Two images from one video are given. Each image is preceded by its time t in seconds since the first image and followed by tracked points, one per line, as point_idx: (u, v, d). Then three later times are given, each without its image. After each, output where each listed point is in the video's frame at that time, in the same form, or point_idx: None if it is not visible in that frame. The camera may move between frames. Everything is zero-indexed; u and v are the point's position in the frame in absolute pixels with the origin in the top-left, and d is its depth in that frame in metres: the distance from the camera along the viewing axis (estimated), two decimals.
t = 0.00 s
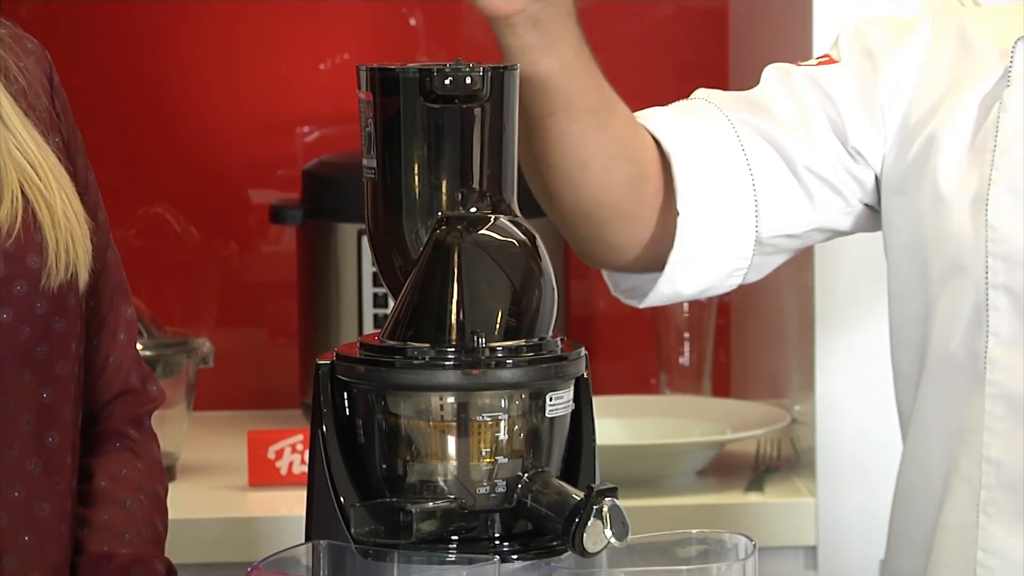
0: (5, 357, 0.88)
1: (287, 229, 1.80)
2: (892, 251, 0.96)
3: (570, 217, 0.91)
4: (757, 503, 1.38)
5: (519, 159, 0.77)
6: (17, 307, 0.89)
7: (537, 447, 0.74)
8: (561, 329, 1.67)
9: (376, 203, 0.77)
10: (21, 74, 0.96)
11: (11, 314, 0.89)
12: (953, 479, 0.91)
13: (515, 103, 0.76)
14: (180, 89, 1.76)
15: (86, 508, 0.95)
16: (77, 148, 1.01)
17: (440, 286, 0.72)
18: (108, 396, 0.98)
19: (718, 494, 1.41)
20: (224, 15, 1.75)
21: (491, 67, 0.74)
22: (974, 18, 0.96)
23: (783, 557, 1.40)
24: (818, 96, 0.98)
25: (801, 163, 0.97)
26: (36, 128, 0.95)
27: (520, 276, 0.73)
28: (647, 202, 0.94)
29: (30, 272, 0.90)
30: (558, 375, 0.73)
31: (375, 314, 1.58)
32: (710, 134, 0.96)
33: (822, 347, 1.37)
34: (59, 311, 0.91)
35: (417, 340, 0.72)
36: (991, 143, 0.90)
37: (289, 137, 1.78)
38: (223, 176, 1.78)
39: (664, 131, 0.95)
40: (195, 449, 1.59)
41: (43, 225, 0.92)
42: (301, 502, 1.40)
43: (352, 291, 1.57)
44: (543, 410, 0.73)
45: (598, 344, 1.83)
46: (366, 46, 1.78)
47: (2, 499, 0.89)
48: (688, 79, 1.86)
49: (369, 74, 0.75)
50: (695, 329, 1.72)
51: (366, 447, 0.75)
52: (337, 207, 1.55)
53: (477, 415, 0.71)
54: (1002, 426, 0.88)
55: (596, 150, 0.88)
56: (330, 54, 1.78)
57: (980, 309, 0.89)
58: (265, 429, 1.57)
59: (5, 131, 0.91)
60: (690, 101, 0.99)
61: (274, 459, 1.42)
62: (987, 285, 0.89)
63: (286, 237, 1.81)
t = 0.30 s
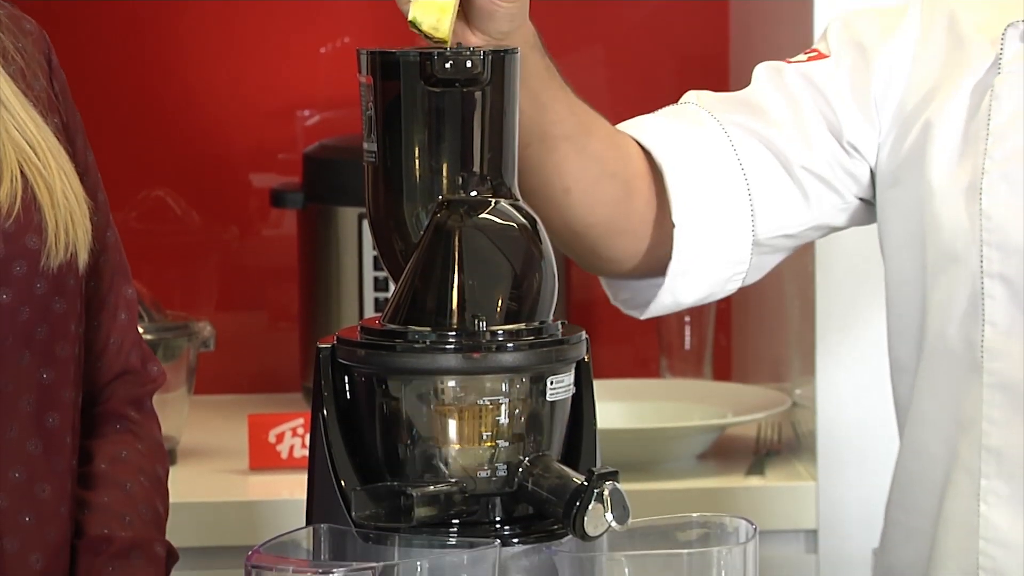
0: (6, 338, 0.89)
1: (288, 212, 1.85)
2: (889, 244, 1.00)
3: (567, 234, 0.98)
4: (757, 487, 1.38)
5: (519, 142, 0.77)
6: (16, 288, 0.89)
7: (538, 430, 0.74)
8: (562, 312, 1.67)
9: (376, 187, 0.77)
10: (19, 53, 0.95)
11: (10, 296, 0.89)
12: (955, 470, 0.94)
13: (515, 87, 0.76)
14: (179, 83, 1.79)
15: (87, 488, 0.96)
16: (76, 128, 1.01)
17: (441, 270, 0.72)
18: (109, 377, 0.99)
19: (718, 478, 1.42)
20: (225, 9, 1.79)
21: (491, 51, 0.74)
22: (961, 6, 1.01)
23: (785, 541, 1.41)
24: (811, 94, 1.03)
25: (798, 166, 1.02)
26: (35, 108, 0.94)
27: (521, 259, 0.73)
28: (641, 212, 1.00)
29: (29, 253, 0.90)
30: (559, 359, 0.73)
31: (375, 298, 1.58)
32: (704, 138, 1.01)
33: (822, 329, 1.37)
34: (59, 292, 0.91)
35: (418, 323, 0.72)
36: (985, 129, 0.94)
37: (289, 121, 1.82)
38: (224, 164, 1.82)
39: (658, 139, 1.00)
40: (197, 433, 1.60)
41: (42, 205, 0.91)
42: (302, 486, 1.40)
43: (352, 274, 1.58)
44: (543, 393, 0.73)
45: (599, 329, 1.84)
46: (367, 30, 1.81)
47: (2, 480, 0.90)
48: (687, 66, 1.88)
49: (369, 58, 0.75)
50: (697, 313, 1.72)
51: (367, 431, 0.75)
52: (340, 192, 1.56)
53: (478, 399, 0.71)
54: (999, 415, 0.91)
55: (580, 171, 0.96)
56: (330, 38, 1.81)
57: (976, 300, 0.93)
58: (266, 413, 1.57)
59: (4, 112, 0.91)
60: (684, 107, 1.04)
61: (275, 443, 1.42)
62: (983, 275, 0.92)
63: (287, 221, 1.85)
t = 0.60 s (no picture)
0: (7, 327, 0.89)
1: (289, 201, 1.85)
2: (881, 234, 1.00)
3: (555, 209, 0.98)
4: (757, 475, 1.38)
5: (519, 131, 0.77)
6: (18, 277, 0.89)
7: (538, 419, 0.74)
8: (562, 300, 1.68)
9: (376, 176, 0.77)
10: (19, 42, 0.95)
11: (12, 285, 0.89)
12: (942, 458, 0.94)
13: (514, 75, 0.76)
14: (181, 76, 1.80)
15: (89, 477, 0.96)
16: (76, 117, 1.01)
17: (440, 259, 0.72)
18: (109, 365, 0.99)
19: (718, 467, 1.42)
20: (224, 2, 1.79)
21: (491, 39, 0.74)
22: None
23: (785, 529, 1.41)
24: (803, 81, 1.03)
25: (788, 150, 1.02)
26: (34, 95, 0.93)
27: (521, 248, 0.73)
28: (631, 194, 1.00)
29: (31, 242, 0.90)
30: (560, 348, 0.73)
31: (375, 286, 1.58)
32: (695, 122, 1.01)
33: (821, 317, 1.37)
34: (61, 281, 0.92)
35: (417, 312, 0.72)
36: (974, 119, 0.94)
37: (290, 109, 1.82)
38: (222, 152, 1.82)
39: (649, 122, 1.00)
40: (198, 422, 1.60)
41: (43, 194, 0.91)
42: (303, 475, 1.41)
43: (352, 263, 1.58)
44: (543, 382, 0.73)
45: (599, 318, 1.85)
46: (368, 19, 1.81)
47: (4, 468, 0.89)
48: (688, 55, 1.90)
49: (369, 47, 0.75)
50: (697, 301, 1.72)
51: (367, 420, 0.75)
52: (339, 180, 1.56)
53: (478, 387, 0.71)
54: (985, 404, 0.91)
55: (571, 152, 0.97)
56: (331, 26, 1.81)
57: (964, 287, 0.93)
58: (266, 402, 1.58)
59: (4, 98, 0.89)
60: (676, 92, 1.04)
61: (275, 432, 1.43)
62: (970, 265, 0.92)
63: (288, 209, 1.85)
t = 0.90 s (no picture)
0: (11, 314, 0.90)
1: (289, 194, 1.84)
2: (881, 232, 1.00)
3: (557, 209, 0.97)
4: (757, 468, 1.38)
5: (519, 124, 0.77)
6: (23, 265, 0.91)
7: (538, 411, 0.74)
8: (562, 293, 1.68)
9: (376, 168, 0.77)
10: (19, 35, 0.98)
11: (17, 274, 0.91)
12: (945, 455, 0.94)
13: (514, 68, 0.76)
14: (182, 68, 1.80)
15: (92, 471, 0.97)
16: (76, 110, 1.03)
17: (440, 252, 0.72)
18: (111, 358, 1.00)
19: (718, 460, 1.42)
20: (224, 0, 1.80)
21: (491, 32, 0.74)
22: None
23: (786, 522, 1.41)
24: (802, 79, 1.03)
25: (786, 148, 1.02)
26: (34, 85, 0.96)
27: (521, 242, 0.73)
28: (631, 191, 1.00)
29: (35, 229, 0.92)
30: (560, 341, 0.73)
31: (375, 279, 1.59)
32: (693, 121, 1.01)
33: (821, 309, 1.37)
34: (64, 270, 0.93)
35: (417, 305, 0.72)
36: (976, 113, 0.94)
37: (289, 102, 1.82)
38: (222, 146, 1.82)
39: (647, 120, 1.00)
40: (198, 415, 1.60)
41: (44, 179, 0.93)
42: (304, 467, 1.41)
43: (352, 256, 1.58)
44: (543, 375, 0.73)
45: (599, 311, 1.85)
46: (367, 11, 1.81)
47: (7, 456, 0.90)
48: (688, 48, 1.89)
49: (369, 39, 0.75)
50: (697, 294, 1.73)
51: (366, 414, 0.75)
52: (337, 172, 1.56)
53: (477, 380, 0.71)
54: (992, 399, 0.91)
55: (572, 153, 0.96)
56: (330, 19, 1.81)
57: (967, 284, 0.93)
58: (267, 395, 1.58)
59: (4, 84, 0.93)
60: (675, 92, 1.04)
61: (275, 425, 1.42)
62: (973, 260, 0.92)
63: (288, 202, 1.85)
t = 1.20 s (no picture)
0: (18, 298, 0.91)
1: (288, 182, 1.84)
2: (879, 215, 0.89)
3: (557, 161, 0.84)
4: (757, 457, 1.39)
5: (519, 113, 0.76)
6: (31, 249, 0.91)
7: (538, 400, 0.74)
8: (562, 281, 1.68)
9: (376, 157, 0.77)
10: (38, 25, 0.99)
11: (25, 258, 0.91)
12: (952, 449, 0.85)
13: (514, 57, 0.76)
14: (184, 58, 1.80)
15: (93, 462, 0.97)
16: (88, 99, 1.03)
17: (441, 241, 0.72)
18: (114, 350, 1.01)
19: (718, 449, 1.42)
20: None
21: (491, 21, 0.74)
22: None
23: (786, 512, 1.41)
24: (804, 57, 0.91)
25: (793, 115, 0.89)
26: (53, 79, 0.98)
27: (521, 231, 0.73)
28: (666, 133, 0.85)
29: (43, 215, 0.92)
30: (560, 331, 0.73)
31: (375, 268, 1.59)
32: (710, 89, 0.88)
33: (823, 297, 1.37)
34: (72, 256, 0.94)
35: (418, 295, 0.72)
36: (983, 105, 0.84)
37: (290, 92, 1.82)
38: (223, 136, 1.82)
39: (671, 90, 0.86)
40: (199, 404, 1.60)
41: (56, 169, 0.94)
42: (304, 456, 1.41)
43: (353, 245, 1.58)
44: (543, 364, 0.73)
45: (599, 298, 1.85)
46: None
47: (9, 440, 0.91)
48: (688, 36, 1.89)
49: (369, 28, 0.75)
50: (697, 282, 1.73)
51: (366, 402, 0.75)
52: (335, 162, 1.56)
53: (477, 369, 0.71)
54: (1003, 393, 0.82)
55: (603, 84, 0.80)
56: (331, 8, 1.81)
57: (976, 277, 0.84)
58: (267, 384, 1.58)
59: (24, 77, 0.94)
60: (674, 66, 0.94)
61: (275, 414, 1.43)
62: (981, 253, 0.83)
63: (287, 191, 1.85)
